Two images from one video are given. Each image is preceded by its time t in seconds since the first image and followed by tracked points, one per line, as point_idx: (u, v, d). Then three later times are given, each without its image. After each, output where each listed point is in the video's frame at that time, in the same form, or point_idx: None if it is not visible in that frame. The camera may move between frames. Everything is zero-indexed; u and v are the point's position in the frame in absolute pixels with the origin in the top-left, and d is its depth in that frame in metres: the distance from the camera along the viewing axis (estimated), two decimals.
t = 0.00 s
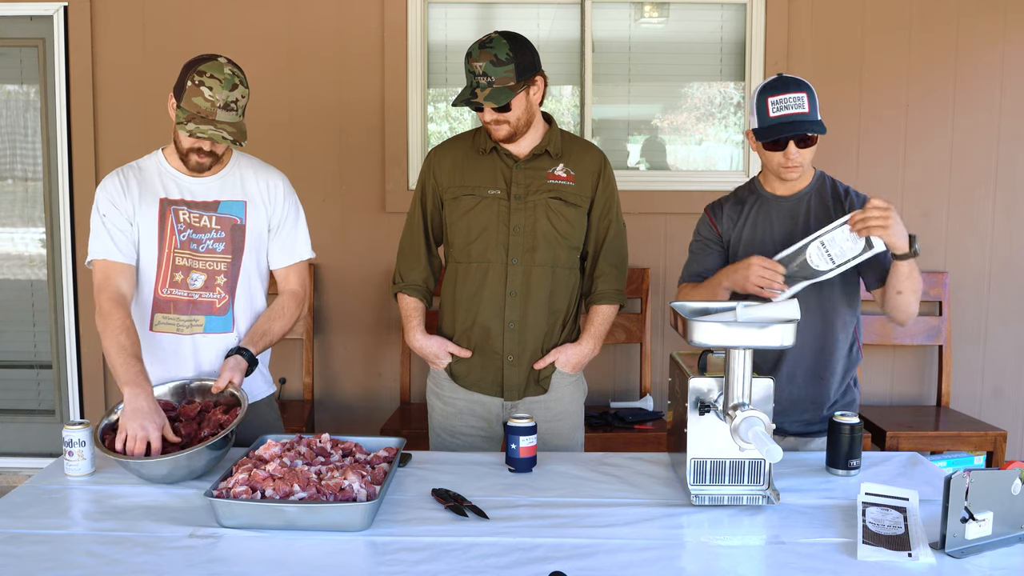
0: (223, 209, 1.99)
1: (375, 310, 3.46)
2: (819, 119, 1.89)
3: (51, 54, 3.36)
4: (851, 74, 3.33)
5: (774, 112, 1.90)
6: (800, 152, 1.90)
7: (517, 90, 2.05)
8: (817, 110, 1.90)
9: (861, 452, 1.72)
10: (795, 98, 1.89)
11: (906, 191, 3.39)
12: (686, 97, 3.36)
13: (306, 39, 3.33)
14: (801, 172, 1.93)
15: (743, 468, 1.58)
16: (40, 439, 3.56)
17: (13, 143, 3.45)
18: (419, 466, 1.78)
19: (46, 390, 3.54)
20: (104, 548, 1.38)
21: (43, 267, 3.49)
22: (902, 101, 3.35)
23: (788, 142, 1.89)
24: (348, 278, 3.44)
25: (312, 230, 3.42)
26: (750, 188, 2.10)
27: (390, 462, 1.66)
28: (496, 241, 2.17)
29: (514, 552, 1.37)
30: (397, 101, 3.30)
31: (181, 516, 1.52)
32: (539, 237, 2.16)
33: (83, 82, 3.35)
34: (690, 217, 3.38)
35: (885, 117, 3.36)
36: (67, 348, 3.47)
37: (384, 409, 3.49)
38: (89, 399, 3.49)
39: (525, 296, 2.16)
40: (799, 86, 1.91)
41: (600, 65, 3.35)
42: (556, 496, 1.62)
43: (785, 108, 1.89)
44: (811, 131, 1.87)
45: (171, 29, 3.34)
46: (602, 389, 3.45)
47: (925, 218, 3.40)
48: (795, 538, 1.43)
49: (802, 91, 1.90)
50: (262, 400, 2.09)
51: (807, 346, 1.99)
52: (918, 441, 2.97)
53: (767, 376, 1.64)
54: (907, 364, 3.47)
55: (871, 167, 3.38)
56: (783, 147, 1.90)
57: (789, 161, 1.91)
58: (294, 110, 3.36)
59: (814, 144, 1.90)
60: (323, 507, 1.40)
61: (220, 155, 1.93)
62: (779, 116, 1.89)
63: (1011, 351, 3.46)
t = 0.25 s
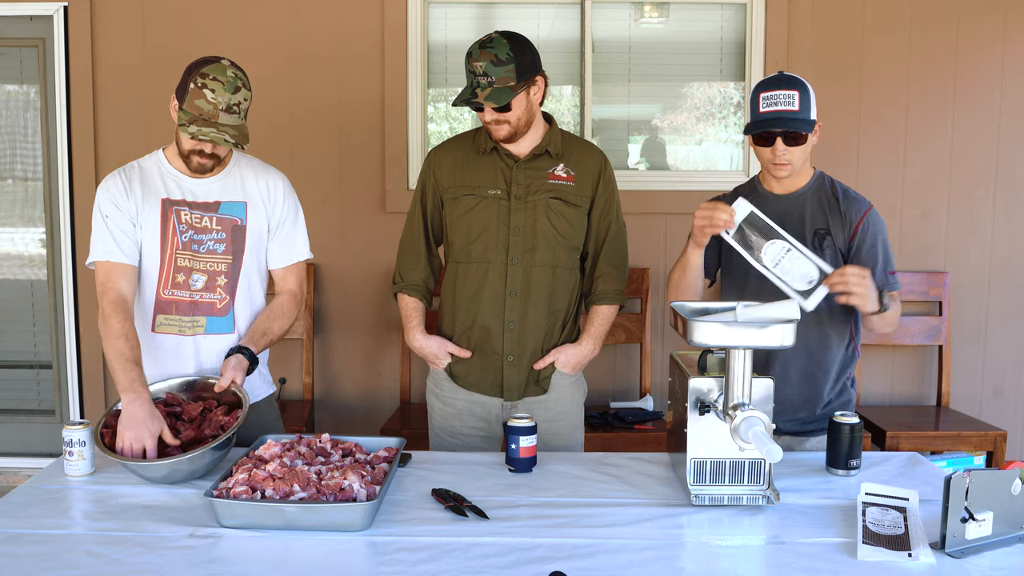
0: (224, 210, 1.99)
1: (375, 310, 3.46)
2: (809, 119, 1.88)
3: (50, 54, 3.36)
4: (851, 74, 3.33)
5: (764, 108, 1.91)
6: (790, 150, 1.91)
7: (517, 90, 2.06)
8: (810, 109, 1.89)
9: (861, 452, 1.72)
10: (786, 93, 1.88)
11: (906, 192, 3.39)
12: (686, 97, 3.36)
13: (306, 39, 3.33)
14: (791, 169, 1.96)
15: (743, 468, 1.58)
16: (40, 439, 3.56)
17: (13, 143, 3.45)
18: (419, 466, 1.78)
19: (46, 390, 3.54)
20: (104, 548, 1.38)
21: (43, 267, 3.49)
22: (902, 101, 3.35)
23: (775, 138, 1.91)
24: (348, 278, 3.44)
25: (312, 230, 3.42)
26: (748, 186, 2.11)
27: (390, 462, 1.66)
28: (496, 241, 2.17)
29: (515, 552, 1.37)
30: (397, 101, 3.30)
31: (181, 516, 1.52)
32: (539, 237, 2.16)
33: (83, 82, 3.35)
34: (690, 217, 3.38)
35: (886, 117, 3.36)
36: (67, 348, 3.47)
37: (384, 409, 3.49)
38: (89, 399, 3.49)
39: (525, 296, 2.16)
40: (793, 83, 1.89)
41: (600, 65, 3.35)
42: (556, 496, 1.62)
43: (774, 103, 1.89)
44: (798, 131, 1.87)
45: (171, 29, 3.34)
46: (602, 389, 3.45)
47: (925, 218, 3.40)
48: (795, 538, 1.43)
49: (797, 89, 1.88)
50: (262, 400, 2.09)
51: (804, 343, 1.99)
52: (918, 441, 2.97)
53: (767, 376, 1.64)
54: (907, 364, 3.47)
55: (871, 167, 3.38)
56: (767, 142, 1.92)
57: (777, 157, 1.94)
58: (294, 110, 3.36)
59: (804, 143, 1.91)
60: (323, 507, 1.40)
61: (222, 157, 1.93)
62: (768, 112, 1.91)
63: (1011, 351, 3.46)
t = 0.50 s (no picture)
0: (223, 212, 1.98)
1: (375, 310, 3.46)
2: (802, 121, 1.88)
3: (50, 54, 3.36)
4: (851, 74, 3.33)
5: (758, 102, 1.93)
6: (777, 148, 1.92)
7: (517, 90, 2.06)
8: (804, 111, 1.87)
9: (861, 452, 1.72)
10: (780, 91, 1.88)
11: (906, 192, 3.39)
12: (686, 97, 3.36)
13: (306, 39, 3.33)
14: (779, 168, 1.97)
15: (743, 468, 1.58)
16: (39, 439, 3.56)
17: (13, 143, 3.45)
18: (419, 466, 1.78)
19: (46, 390, 3.54)
20: (104, 548, 1.38)
21: (43, 267, 3.49)
22: (902, 101, 3.35)
23: (762, 135, 1.93)
24: (348, 278, 3.44)
25: (312, 230, 3.42)
26: (749, 184, 2.13)
27: (390, 462, 1.66)
28: (496, 241, 2.17)
29: (515, 552, 1.37)
30: (397, 101, 3.30)
31: (181, 516, 1.52)
32: (539, 237, 2.16)
33: (83, 82, 3.35)
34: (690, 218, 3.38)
35: (886, 117, 3.36)
36: (67, 348, 3.47)
37: (384, 409, 3.49)
38: (89, 399, 3.49)
39: (525, 297, 2.16)
40: (793, 82, 1.88)
41: (600, 65, 3.35)
42: (556, 496, 1.62)
43: (767, 100, 1.91)
44: (786, 131, 1.88)
45: (171, 29, 3.34)
46: (602, 389, 3.45)
47: (925, 218, 3.40)
48: (795, 538, 1.43)
49: (794, 90, 1.88)
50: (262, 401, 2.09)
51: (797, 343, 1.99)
52: (918, 441, 2.97)
53: (767, 376, 1.63)
54: (907, 364, 3.47)
55: (871, 167, 3.38)
56: (755, 138, 1.95)
57: (764, 153, 1.95)
58: (294, 110, 3.36)
59: (795, 143, 1.91)
60: (323, 507, 1.40)
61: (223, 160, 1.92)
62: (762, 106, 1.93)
63: (1011, 351, 3.46)
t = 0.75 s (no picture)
0: (223, 213, 1.98)
1: (375, 310, 3.46)
2: (791, 122, 1.90)
3: (50, 55, 3.36)
4: (850, 73, 3.33)
5: (752, 99, 1.98)
6: (766, 147, 1.94)
7: (517, 90, 2.06)
8: (794, 111, 1.89)
9: (861, 452, 1.72)
10: (772, 90, 1.93)
11: (906, 192, 3.39)
12: (686, 97, 3.36)
13: (305, 39, 3.33)
14: (770, 168, 1.98)
15: (743, 467, 1.58)
16: (39, 439, 3.56)
17: (13, 143, 3.45)
18: (418, 466, 1.78)
19: (46, 390, 3.54)
20: (104, 548, 1.38)
21: (43, 267, 3.49)
22: (902, 101, 3.35)
23: (753, 134, 1.96)
24: (348, 278, 3.44)
25: (312, 229, 3.42)
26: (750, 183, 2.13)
27: (390, 462, 1.66)
28: (496, 241, 2.17)
29: (515, 552, 1.37)
30: (397, 101, 3.30)
31: (181, 516, 1.52)
32: (539, 237, 2.16)
33: (82, 82, 3.35)
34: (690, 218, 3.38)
35: (886, 117, 3.36)
36: (67, 348, 3.47)
37: (384, 409, 3.49)
38: (89, 399, 3.48)
39: (525, 297, 2.16)
40: (786, 83, 1.92)
41: (600, 65, 3.35)
42: (556, 496, 1.62)
43: (759, 97, 1.95)
44: (774, 131, 1.90)
45: (171, 29, 3.34)
46: (602, 389, 3.45)
47: (925, 218, 3.40)
48: (795, 538, 1.43)
49: (785, 90, 1.91)
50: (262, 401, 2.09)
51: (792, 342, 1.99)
52: (919, 441, 2.97)
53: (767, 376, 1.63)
54: (907, 364, 3.47)
55: (871, 167, 3.38)
56: (749, 136, 1.98)
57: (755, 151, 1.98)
58: (294, 110, 3.36)
59: (785, 143, 1.92)
60: (324, 507, 1.40)
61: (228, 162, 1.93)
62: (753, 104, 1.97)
63: (1011, 351, 3.46)
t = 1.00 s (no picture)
0: (223, 212, 1.98)
1: (375, 310, 3.46)
2: (788, 121, 1.91)
3: (50, 55, 3.36)
4: (850, 73, 3.33)
5: (750, 100, 1.99)
6: (764, 147, 1.95)
7: (517, 90, 2.06)
8: (790, 112, 1.91)
9: (861, 452, 1.72)
10: (769, 91, 1.94)
11: (906, 192, 3.39)
12: (686, 97, 3.36)
13: (305, 38, 3.33)
14: (769, 169, 1.98)
15: (743, 467, 1.58)
16: (39, 439, 3.56)
17: (13, 143, 3.45)
18: (418, 466, 1.78)
19: (46, 390, 3.54)
20: (104, 548, 1.38)
21: (43, 267, 3.49)
22: (902, 101, 3.35)
23: (751, 135, 1.97)
24: (348, 278, 3.44)
25: (312, 229, 3.42)
26: (750, 184, 2.13)
27: (390, 462, 1.66)
28: (496, 241, 2.17)
29: (515, 552, 1.37)
30: (397, 101, 3.30)
31: (181, 516, 1.52)
32: (539, 238, 2.16)
33: (82, 82, 3.35)
34: (691, 218, 3.38)
35: (886, 117, 3.36)
36: (67, 348, 3.47)
37: (384, 409, 3.49)
38: (89, 399, 3.48)
39: (525, 297, 2.16)
40: (783, 83, 1.93)
41: (600, 65, 3.35)
42: (556, 496, 1.62)
43: (756, 98, 1.96)
44: (770, 131, 1.92)
45: (171, 29, 3.34)
46: (602, 389, 3.45)
47: (925, 218, 3.40)
48: (795, 538, 1.43)
49: (781, 90, 1.93)
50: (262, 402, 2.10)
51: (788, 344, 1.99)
52: (918, 441, 2.97)
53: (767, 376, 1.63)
54: (907, 364, 3.47)
55: (871, 167, 3.38)
56: (747, 138, 1.99)
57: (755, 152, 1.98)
58: (294, 110, 3.36)
59: (781, 144, 1.93)
60: (324, 507, 1.40)
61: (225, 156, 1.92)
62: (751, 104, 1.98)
63: (1011, 351, 3.46)
